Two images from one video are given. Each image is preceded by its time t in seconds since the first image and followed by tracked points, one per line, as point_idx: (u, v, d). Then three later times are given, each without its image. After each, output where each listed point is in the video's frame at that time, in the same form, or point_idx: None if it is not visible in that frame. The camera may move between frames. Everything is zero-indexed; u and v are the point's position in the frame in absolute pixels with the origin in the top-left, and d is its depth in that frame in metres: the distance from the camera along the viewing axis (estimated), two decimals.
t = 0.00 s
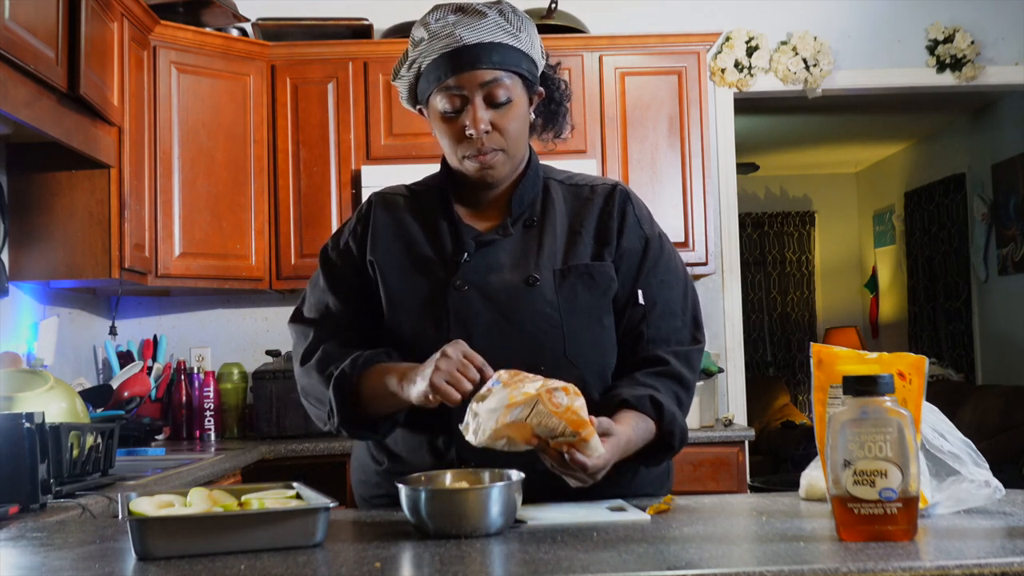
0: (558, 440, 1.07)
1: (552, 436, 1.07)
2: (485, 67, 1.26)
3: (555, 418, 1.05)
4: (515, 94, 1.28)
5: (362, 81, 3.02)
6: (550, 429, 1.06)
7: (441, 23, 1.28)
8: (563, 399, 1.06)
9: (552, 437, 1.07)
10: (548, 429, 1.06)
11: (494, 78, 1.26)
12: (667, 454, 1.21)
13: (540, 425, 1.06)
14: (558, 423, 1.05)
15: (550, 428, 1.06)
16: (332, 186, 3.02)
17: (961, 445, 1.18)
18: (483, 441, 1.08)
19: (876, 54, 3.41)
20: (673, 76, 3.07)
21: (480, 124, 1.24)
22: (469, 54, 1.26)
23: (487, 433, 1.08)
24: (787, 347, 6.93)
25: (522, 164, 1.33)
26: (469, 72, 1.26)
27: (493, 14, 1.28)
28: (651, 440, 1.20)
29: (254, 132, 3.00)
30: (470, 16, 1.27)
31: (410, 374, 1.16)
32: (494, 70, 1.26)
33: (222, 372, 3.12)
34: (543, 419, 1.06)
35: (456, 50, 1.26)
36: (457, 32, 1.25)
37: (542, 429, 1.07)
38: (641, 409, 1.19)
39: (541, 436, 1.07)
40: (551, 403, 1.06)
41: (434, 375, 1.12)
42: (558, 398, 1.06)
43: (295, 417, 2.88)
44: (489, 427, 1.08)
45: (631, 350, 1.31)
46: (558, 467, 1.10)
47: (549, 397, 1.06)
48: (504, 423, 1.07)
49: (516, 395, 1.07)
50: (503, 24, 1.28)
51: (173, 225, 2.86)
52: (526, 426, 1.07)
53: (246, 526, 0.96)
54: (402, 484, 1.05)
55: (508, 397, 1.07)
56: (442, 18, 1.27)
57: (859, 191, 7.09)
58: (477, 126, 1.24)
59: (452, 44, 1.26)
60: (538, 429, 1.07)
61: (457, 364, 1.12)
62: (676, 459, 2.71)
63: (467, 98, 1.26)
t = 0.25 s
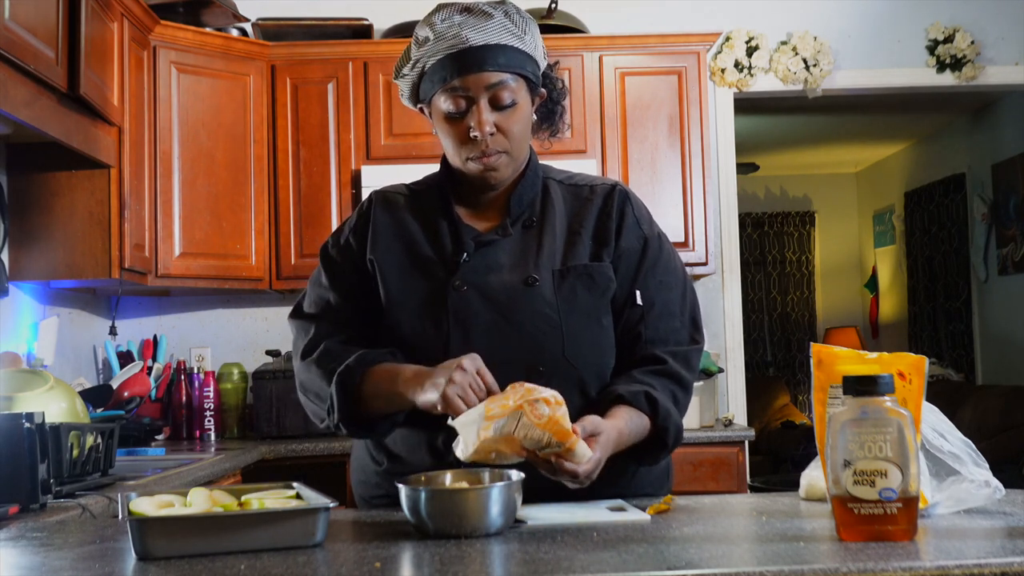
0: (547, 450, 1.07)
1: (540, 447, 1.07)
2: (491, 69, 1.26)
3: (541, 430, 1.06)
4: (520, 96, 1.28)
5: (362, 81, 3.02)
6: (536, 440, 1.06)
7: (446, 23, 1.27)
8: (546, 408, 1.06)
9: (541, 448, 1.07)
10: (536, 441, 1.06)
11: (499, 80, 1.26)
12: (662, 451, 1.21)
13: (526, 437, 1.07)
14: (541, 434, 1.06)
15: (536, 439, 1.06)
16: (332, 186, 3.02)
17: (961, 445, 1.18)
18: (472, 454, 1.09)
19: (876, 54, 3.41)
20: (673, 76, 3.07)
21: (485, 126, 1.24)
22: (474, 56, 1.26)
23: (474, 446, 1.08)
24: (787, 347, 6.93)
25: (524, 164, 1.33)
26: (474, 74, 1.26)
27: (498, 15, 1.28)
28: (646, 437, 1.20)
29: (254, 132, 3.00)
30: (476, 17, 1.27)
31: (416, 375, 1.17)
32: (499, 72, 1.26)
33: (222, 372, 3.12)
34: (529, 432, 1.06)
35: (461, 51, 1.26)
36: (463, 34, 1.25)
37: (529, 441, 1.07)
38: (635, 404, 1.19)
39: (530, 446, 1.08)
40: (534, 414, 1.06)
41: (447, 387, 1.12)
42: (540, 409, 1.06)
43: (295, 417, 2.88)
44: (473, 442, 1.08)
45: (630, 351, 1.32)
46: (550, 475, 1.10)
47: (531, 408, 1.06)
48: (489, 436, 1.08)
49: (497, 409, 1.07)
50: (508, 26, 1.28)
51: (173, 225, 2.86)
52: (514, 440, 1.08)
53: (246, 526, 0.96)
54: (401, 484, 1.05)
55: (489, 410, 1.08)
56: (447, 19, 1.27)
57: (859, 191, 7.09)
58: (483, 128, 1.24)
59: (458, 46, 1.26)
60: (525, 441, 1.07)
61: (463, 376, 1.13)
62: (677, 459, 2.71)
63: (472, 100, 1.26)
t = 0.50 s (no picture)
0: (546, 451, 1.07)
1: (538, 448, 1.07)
2: (492, 69, 1.26)
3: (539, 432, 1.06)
4: (521, 96, 1.28)
5: (362, 81, 3.02)
6: (535, 442, 1.07)
7: (447, 24, 1.27)
8: (544, 410, 1.06)
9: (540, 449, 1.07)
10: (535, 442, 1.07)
11: (500, 80, 1.26)
12: (664, 447, 1.21)
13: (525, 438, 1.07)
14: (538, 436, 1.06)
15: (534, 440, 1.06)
16: (332, 186, 3.02)
17: (962, 445, 1.18)
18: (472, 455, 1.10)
19: (876, 54, 3.41)
20: (673, 76, 3.07)
21: (486, 127, 1.24)
22: (475, 57, 1.26)
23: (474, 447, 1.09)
24: (787, 347, 6.92)
25: (524, 164, 1.33)
26: (475, 75, 1.26)
27: (499, 16, 1.28)
28: (648, 432, 1.20)
29: (254, 132, 3.00)
30: (476, 18, 1.27)
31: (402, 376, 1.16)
32: (499, 73, 1.26)
33: (222, 372, 3.12)
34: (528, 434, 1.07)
35: (462, 51, 1.26)
36: (464, 34, 1.26)
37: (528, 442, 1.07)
38: (639, 399, 1.19)
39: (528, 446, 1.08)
40: (532, 416, 1.06)
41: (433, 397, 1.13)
42: (538, 410, 1.06)
43: (295, 417, 2.88)
44: (473, 443, 1.09)
45: (631, 350, 1.31)
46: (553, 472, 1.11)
47: (531, 410, 1.07)
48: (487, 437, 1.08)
49: (496, 410, 1.08)
50: (509, 26, 1.28)
51: (173, 225, 2.86)
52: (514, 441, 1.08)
53: (246, 526, 0.96)
54: (402, 484, 1.05)
55: (489, 412, 1.08)
56: (448, 19, 1.27)
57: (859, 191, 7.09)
58: (484, 129, 1.24)
59: (459, 46, 1.26)
60: (524, 441, 1.08)
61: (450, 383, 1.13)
62: (677, 459, 2.71)
63: (473, 101, 1.26)
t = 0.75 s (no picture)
0: (541, 451, 1.07)
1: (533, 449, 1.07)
2: (491, 70, 1.26)
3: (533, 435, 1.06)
4: (520, 97, 1.28)
5: (362, 81, 3.02)
6: (529, 443, 1.06)
7: (446, 25, 1.27)
8: (536, 412, 1.06)
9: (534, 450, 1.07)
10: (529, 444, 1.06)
11: (500, 81, 1.26)
12: (661, 446, 1.21)
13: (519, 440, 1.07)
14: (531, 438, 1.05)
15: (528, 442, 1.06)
16: (332, 186, 3.02)
17: (961, 445, 1.18)
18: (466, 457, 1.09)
19: (876, 54, 3.41)
20: (673, 76, 3.07)
21: (485, 127, 1.24)
22: (475, 57, 1.26)
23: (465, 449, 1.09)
24: (787, 347, 6.92)
25: (524, 164, 1.33)
26: (474, 76, 1.26)
27: (498, 16, 1.28)
28: (645, 431, 1.20)
29: (254, 132, 3.00)
30: (476, 18, 1.27)
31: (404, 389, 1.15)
32: (499, 73, 1.26)
33: (222, 372, 3.12)
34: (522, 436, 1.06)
35: (462, 52, 1.26)
36: (463, 35, 1.26)
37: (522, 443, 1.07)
38: (634, 398, 1.19)
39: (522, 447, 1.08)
40: (525, 417, 1.06)
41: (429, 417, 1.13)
42: (531, 412, 1.06)
43: (295, 417, 2.88)
44: (465, 444, 1.08)
45: (631, 349, 1.32)
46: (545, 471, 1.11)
47: (523, 411, 1.06)
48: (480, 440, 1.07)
49: (488, 412, 1.07)
50: (509, 27, 1.28)
51: (173, 226, 2.86)
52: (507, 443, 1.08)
53: (246, 526, 0.96)
54: (401, 484, 1.05)
55: (480, 414, 1.07)
56: (448, 20, 1.27)
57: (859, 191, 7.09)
58: (483, 130, 1.24)
59: (459, 47, 1.26)
60: (518, 443, 1.07)
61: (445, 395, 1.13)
62: (676, 459, 2.71)
63: (473, 101, 1.26)
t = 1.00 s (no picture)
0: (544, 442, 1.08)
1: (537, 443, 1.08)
2: (486, 70, 1.26)
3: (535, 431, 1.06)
4: (516, 96, 1.28)
5: (362, 81, 3.02)
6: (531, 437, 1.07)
7: (441, 25, 1.27)
8: (532, 411, 1.06)
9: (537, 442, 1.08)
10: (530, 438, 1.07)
11: (495, 81, 1.26)
12: (657, 442, 1.21)
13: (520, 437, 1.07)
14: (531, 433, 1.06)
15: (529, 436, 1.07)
16: (332, 186, 3.02)
17: (961, 445, 1.18)
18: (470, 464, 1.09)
19: (876, 54, 3.41)
20: (673, 76, 3.07)
21: (481, 127, 1.25)
22: (470, 58, 1.26)
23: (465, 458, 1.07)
24: (787, 347, 6.92)
25: (522, 163, 1.33)
26: (469, 76, 1.26)
27: (494, 16, 1.28)
28: (640, 428, 1.20)
29: (254, 132, 3.00)
30: (471, 18, 1.27)
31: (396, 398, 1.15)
32: (494, 73, 1.26)
33: (222, 372, 3.12)
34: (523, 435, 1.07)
35: (457, 52, 1.26)
36: (458, 35, 1.25)
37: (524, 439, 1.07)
38: (628, 393, 1.19)
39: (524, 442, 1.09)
40: (522, 418, 1.06)
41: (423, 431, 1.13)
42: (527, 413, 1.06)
43: (295, 417, 2.88)
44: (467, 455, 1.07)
45: (630, 348, 1.32)
46: (548, 462, 1.11)
47: (519, 412, 1.06)
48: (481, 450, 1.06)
49: (483, 425, 1.05)
50: (504, 26, 1.28)
51: (173, 225, 2.86)
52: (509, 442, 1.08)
53: (246, 526, 0.96)
54: (401, 484, 1.05)
55: (475, 426, 1.05)
56: (443, 20, 1.27)
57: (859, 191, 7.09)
58: (479, 130, 1.24)
59: (454, 48, 1.26)
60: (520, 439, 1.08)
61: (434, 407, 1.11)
62: (676, 459, 2.71)
63: (469, 101, 1.26)
